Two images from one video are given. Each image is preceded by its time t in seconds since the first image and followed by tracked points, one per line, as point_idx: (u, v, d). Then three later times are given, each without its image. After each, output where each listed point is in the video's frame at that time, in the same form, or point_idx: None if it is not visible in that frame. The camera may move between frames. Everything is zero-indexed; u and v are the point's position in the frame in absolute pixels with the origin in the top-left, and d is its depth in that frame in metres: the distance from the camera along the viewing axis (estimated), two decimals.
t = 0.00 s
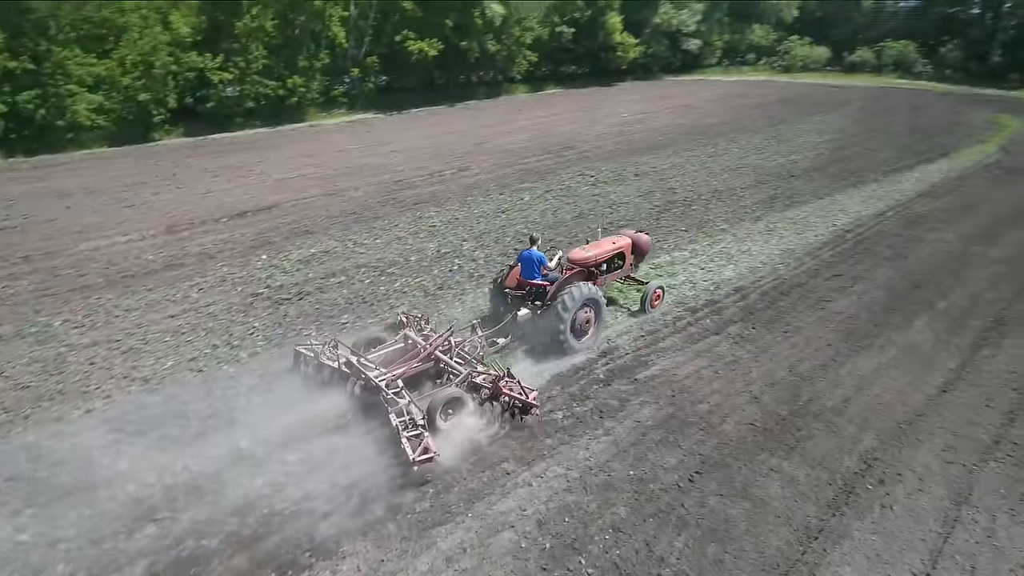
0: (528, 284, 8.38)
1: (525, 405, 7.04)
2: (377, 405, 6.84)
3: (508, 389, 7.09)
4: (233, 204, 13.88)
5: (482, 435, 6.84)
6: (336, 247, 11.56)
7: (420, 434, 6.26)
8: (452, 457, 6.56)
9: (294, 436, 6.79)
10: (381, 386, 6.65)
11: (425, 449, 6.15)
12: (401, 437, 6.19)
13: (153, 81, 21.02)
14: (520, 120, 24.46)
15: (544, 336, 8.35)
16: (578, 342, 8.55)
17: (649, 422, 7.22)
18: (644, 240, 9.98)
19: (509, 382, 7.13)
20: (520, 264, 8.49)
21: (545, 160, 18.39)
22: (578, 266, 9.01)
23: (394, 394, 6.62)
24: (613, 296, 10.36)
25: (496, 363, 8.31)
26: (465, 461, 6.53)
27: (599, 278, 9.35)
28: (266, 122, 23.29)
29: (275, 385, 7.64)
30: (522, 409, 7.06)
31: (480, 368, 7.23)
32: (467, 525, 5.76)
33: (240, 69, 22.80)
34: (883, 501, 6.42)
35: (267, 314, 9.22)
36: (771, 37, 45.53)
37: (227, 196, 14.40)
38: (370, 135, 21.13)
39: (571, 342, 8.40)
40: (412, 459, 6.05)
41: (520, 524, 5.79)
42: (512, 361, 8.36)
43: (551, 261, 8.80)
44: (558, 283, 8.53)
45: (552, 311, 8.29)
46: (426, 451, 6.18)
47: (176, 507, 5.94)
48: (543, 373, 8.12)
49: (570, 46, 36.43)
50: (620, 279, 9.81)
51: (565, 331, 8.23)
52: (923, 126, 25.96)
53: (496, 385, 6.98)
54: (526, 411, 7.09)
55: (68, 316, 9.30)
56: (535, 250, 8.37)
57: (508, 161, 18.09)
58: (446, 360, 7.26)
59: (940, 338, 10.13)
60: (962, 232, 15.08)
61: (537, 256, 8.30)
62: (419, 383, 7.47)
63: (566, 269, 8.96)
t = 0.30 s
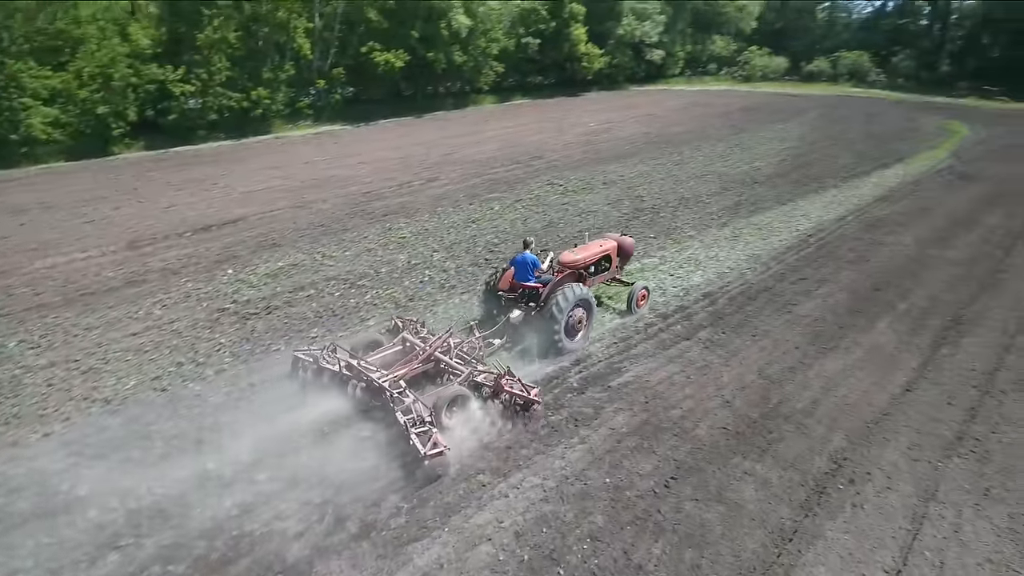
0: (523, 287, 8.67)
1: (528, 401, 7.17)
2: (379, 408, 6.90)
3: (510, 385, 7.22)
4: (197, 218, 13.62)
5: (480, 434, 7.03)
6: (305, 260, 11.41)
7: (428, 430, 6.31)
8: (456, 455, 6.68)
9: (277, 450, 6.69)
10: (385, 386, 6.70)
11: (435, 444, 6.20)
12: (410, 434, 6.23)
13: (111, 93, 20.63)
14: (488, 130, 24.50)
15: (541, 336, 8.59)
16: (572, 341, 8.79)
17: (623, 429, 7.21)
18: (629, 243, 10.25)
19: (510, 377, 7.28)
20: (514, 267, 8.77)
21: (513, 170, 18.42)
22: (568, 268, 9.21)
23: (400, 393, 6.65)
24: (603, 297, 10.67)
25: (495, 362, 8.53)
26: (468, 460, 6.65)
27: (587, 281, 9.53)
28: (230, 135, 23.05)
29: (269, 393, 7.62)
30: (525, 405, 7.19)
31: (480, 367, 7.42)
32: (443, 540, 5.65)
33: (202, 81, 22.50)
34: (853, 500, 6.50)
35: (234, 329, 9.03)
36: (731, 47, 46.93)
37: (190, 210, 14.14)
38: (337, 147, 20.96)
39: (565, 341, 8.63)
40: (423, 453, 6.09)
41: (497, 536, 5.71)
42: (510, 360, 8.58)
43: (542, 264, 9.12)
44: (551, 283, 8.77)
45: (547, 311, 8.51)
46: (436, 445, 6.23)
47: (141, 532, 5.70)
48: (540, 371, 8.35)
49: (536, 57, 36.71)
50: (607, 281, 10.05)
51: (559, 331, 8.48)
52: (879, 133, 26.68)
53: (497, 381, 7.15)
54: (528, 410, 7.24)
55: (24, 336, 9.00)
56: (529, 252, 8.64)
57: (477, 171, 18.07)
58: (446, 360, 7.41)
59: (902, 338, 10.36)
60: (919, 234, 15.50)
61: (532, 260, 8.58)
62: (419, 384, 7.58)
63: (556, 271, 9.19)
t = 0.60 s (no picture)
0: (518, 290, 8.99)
1: (531, 397, 7.38)
2: (381, 411, 6.99)
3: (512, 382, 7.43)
4: (166, 232, 13.37)
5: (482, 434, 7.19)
6: (277, 273, 11.26)
7: (438, 430, 6.47)
8: (464, 453, 6.83)
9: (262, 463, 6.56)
10: (391, 387, 6.82)
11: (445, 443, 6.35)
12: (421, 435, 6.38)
13: (75, 105, 20.23)
14: (462, 141, 24.50)
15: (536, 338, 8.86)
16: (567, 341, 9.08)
17: (601, 438, 7.18)
18: (617, 248, 10.81)
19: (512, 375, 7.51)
20: (509, 271, 9.08)
21: (487, 180, 18.39)
22: (561, 271, 9.62)
23: (408, 394, 6.76)
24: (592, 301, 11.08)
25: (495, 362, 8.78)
26: (475, 458, 6.80)
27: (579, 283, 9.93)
28: (199, 147, 22.75)
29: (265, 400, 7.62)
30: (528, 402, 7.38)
31: (483, 367, 7.59)
32: (424, 555, 5.50)
33: (170, 93, 22.18)
34: (830, 503, 6.54)
35: (205, 345, 8.84)
36: (698, 58, 47.73)
37: (158, 224, 13.88)
38: (308, 158, 20.78)
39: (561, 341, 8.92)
40: (436, 453, 6.24)
41: (478, 550, 5.60)
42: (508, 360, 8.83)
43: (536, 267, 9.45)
44: (547, 286, 9.08)
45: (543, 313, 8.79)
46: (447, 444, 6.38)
47: (111, 556, 5.43)
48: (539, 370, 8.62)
49: (507, 68, 36.92)
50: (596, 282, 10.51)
51: (556, 331, 8.76)
52: (843, 140, 27.23)
53: (499, 379, 7.36)
54: (532, 405, 7.45)
55: None
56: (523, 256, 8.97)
57: (451, 182, 18.03)
58: (447, 361, 7.60)
59: (872, 341, 10.53)
60: (885, 239, 15.81)
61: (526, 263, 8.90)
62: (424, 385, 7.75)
63: (548, 274, 9.58)
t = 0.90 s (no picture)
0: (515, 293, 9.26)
1: (534, 394, 7.58)
2: (387, 411, 7.21)
3: (516, 380, 7.68)
4: (139, 245, 13.16)
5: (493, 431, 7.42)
6: (254, 286, 11.11)
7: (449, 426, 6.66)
8: (479, 448, 7.03)
9: (238, 479, 6.39)
10: (398, 387, 7.05)
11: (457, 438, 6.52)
12: (433, 431, 6.57)
13: (45, 116, 19.89)
14: (440, 150, 24.45)
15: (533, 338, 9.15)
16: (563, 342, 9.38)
17: (585, 448, 7.14)
18: (609, 251, 11.26)
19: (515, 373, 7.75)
20: (506, 274, 9.38)
21: (466, 190, 18.35)
22: (556, 274, 9.97)
23: (415, 394, 7.00)
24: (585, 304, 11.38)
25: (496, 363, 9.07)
26: (488, 452, 7.00)
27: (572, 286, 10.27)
28: (173, 158, 22.48)
29: (248, 412, 7.53)
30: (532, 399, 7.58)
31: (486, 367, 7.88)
32: (407, 571, 5.40)
33: (143, 104, 21.92)
34: (812, 508, 6.56)
35: (181, 360, 8.67)
36: (673, 68, 48.32)
37: (131, 237, 13.65)
38: (284, 169, 20.60)
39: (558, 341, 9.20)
40: (449, 448, 6.39)
41: (462, 565, 5.51)
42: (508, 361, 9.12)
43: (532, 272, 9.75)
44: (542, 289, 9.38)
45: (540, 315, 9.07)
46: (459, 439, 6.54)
47: None
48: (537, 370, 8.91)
49: (484, 78, 37.03)
50: (589, 286, 10.89)
51: (552, 333, 9.04)
52: (816, 148, 27.64)
53: (504, 376, 7.62)
54: (536, 403, 7.65)
55: None
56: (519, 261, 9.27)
57: (430, 192, 17.95)
58: (451, 362, 7.87)
59: (849, 346, 10.64)
60: (858, 245, 16.04)
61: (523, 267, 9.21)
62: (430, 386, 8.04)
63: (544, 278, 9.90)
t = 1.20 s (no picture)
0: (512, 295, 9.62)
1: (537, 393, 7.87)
2: (393, 412, 7.43)
3: (518, 379, 7.92)
4: (112, 257, 12.90)
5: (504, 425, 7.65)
6: (231, 297, 10.93)
7: (457, 424, 6.98)
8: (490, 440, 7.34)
9: (219, 495, 6.27)
10: (404, 387, 7.28)
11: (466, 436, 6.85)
12: (443, 429, 6.87)
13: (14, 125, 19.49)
14: (419, 158, 24.33)
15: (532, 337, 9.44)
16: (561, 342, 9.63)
17: (570, 458, 7.08)
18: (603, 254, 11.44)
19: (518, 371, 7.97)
20: (504, 276, 9.72)
21: (446, 198, 18.26)
22: (552, 276, 10.30)
23: (422, 393, 7.24)
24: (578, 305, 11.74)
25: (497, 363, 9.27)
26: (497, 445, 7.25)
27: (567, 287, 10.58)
28: (146, 167, 22.15)
29: (226, 427, 7.37)
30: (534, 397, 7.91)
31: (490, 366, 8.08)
32: None
33: (116, 112, 21.57)
34: (796, 515, 6.56)
35: (156, 374, 8.48)
36: (649, 76, 48.71)
37: (103, 248, 13.38)
38: (261, 178, 20.37)
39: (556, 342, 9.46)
40: (459, 444, 6.74)
41: None
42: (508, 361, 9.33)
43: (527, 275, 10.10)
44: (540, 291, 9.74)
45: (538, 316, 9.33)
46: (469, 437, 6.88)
47: None
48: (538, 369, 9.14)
49: (463, 86, 37.01)
50: (583, 287, 11.20)
51: (551, 333, 9.29)
52: (791, 154, 27.96)
53: (507, 376, 7.82)
54: (539, 400, 7.94)
55: None
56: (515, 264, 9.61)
57: (410, 200, 17.84)
58: (455, 362, 8.05)
59: (828, 350, 10.72)
60: (835, 249, 16.22)
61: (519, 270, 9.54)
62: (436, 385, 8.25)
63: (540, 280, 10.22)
